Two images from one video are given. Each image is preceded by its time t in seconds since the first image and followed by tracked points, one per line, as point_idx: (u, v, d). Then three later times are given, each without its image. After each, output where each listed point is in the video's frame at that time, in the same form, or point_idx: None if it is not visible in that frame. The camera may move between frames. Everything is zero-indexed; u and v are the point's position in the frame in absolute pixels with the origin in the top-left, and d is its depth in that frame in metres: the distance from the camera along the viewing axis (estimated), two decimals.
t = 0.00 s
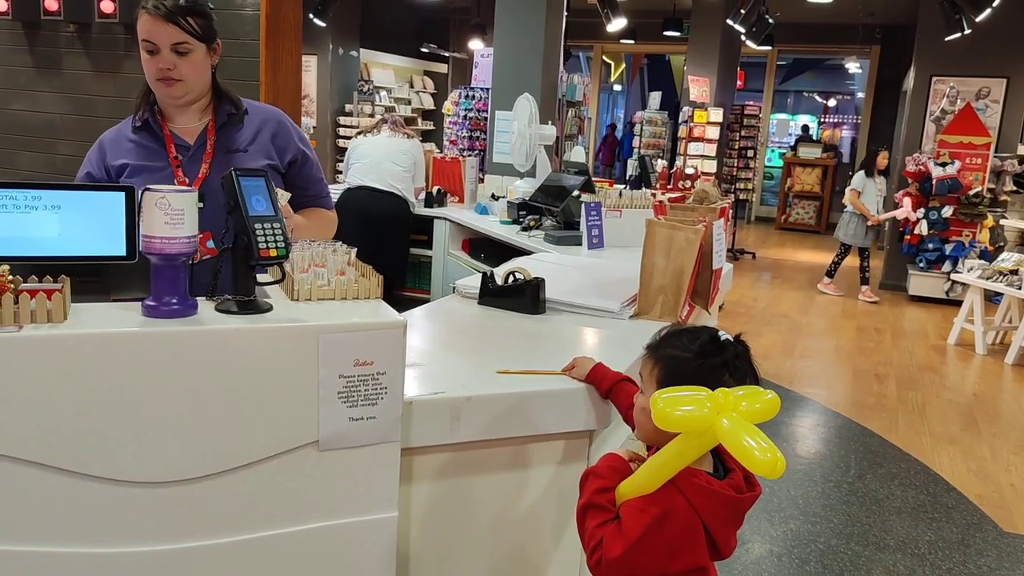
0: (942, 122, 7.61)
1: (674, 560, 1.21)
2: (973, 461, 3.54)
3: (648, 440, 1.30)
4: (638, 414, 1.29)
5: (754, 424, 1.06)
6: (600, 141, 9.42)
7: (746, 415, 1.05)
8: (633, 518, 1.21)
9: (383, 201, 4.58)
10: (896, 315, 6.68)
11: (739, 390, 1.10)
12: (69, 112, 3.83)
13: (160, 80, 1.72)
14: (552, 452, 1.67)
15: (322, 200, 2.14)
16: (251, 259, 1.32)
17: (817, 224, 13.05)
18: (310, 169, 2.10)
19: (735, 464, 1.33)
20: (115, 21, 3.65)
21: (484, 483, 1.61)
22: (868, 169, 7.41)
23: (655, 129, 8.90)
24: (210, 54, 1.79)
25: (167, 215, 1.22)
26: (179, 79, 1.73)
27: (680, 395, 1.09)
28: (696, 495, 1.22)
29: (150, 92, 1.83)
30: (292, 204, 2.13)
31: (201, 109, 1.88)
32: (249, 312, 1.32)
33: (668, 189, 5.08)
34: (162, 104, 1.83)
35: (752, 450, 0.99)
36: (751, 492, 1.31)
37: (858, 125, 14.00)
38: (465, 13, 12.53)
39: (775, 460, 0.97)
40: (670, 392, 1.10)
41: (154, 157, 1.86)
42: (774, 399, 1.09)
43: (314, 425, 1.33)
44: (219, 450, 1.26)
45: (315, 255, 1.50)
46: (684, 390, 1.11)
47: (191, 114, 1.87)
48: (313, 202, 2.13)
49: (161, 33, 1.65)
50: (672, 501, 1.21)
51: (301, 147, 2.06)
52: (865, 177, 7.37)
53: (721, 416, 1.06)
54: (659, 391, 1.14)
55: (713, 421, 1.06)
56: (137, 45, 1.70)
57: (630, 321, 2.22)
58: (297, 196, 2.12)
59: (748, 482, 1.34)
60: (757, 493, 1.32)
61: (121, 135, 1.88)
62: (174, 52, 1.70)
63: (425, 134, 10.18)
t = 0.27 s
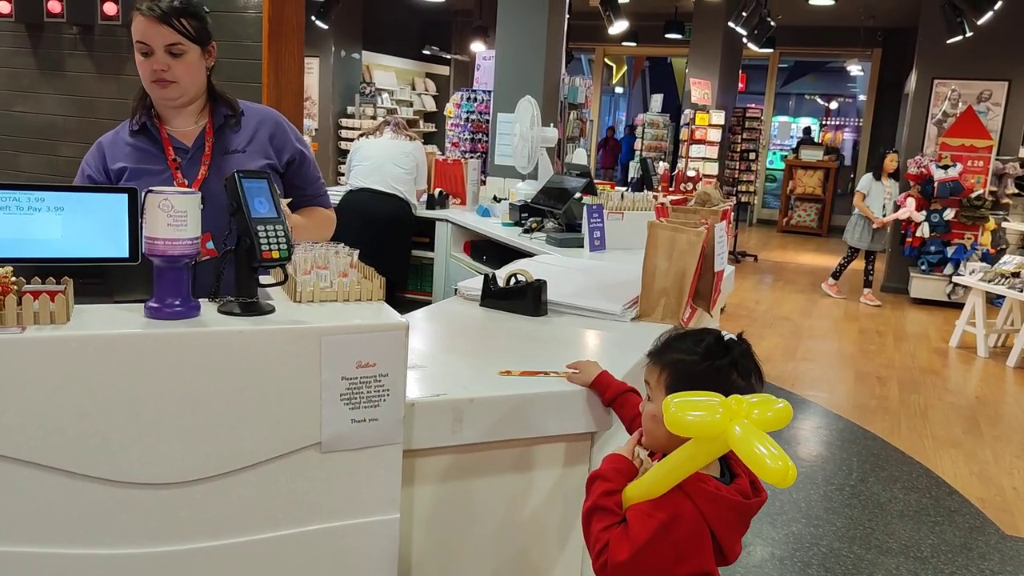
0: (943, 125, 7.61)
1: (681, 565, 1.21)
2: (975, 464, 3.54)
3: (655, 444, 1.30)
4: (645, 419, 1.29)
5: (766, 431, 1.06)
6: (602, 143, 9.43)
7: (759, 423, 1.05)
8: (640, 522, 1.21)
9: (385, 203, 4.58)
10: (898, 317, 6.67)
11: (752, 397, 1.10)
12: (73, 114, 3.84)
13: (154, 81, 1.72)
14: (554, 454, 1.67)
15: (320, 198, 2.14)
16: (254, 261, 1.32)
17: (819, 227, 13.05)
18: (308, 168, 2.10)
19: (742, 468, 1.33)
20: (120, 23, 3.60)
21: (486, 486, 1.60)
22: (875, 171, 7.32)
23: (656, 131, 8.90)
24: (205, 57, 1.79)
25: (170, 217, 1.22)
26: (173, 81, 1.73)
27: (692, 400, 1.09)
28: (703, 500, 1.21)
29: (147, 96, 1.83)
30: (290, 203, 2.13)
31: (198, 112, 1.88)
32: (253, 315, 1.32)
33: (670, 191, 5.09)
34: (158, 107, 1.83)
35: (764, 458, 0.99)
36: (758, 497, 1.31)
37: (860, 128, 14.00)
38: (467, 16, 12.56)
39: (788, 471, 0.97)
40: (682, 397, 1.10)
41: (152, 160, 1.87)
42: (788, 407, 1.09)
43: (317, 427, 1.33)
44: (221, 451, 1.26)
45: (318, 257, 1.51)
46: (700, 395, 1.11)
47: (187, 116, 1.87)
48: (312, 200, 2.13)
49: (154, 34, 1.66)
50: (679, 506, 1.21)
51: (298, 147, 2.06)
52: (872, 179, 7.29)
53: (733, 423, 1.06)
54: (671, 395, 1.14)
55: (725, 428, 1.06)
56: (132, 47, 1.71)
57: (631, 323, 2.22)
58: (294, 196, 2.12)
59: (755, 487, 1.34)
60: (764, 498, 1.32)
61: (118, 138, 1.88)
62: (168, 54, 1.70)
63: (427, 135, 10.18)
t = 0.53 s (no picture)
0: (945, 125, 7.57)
1: (687, 566, 1.21)
2: (977, 465, 3.53)
3: (660, 445, 1.30)
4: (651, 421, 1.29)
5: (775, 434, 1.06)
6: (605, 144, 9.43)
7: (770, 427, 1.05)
8: (646, 522, 1.21)
9: (387, 204, 4.58)
10: (900, 319, 6.66)
11: (762, 399, 1.10)
12: (76, 115, 3.85)
13: (161, 87, 1.73)
14: (556, 455, 1.67)
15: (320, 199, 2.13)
16: (256, 262, 1.32)
17: (821, 228, 13.03)
18: (309, 171, 2.10)
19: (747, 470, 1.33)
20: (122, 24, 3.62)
21: (488, 487, 1.60)
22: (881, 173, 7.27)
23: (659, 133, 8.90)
24: (209, 62, 1.80)
25: (172, 217, 1.22)
26: (180, 86, 1.74)
27: (701, 400, 1.09)
28: (708, 501, 1.21)
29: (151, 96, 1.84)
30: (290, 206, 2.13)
31: (201, 115, 1.89)
32: (255, 315, 1.32)
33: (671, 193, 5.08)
34: (161, 109, 1.84)
35: (774, 460, 0.98)
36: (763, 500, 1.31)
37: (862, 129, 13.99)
38: (469, 18, 12.57)
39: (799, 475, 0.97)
40: (692, 397, 1.10)
41: (156, 158, 1.87)
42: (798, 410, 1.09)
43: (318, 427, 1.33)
44: (222, 452, 1.26)
45: (319, 258, 1.52)
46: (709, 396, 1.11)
47: (190, 119, 1.88)
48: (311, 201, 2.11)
49: (161, 40, 1.66)
50: (684, 506, 1.21)
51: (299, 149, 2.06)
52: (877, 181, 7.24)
53: (742, 424, 1.05)
54: (680, 395, 1.14)
55: (734, 429, 1.06)
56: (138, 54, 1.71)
57: (633, 324, 2.22)
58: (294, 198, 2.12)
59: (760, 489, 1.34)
60: (768, 500, 1.32)
61: (121, 138, 1.88)
62: (175, 60, 1.70)
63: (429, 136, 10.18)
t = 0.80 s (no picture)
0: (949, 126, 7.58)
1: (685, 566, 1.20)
2: (980, 467, 3.53)
3: (662, 445, 1.29)
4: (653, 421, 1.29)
5: (773, 436, 1.06)
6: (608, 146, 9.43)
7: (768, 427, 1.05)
8: (644, 519, 1.21)
9: (390, 206, 4.58)
10: (904, 320, 6.65)
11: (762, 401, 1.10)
12: (80, 117, 3.86)
13: (174, 88, 1.73)
14: (559, 457, 1.67)
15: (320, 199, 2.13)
16: (260, 264, 1.33)
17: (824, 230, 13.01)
18: (308, 173, 2.09)
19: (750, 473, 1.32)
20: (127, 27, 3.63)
21: (491, 489, 1.60)
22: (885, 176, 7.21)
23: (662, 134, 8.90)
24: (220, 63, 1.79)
25: (176, 220, 1.22)
26: (193, 88, 1.74)
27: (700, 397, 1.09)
28: (707, 501, 1.21)
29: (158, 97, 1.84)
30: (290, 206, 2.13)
31: (207, 114, 1.89)
32: (258, 317, 1.32)
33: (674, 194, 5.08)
34: (168, 109, 1.84)
35: (765, 458, 0.99)
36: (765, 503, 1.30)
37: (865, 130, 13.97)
38: (472, 19, 12.59)
39: (791, 474, 0.97)
40: (692, 395, 1.10)
41: (160, 161, 1.87)
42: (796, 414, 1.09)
43: (322, 429, 1.33)
44: (225, 453, 1.26)
45: (323, 260, 1.53)
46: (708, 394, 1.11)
47: (195, 119, 1.88)
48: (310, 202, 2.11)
49: (175, 43, 1.66)
50: (683, 505, 1.21)
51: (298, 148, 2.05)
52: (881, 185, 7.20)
53: (738, 423, 1.05)
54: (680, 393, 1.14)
55: (731, 427, 1.06)
56: (150, 55, 1.70)
57: (636, 326, 2.22)
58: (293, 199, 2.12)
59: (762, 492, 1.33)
60: (770, 504, 1.31)
61: (127, 137, 1.88)
62: (188, 62, 1.70)
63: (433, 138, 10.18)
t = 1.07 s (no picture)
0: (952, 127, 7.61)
1: (684, 567, 1.20)
2: (984, 467, 3.52)
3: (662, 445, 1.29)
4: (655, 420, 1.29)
5: (767, 426, 1.08)
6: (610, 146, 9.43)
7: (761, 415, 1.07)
8: (643, 520, 1.21)
9: (393, 207, 4.58)
10: (906, 321, 6.65)
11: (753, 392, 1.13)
12: (83, 119, 3.87)
13: (171, 92, 1.73)
14: (562, 458, 1.66)
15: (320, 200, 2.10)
16: (263, 265, 1.33)
17: (827, 230, 12.99)
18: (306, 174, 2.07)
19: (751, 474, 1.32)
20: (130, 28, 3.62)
21: (493, 489, 1.60)
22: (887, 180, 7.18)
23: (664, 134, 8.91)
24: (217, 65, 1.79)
25: (179, 221, 1.23)
26: (189, 92, 1.74)
27: (693, 388, 1.11)
28: (707, 501, 1.21)
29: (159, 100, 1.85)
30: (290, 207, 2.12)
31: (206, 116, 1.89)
32: (262, 318, 1.32)
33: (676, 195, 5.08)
34: (169, 112, 1.85)
35: (760, 445, 1.02)
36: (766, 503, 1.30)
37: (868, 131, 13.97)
38: (474, 20, 12.59)
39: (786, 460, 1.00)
40: (685, 386, 1.12)
41: (160, 165, 1.89)
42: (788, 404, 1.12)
43: (325, 430, 1.33)
44: (228, 455, 1.26)
45: (326, 261, 1.52)
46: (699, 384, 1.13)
47: (195, 122, 1.89)
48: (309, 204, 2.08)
49: (170, 49, 1.65)
50: (682, 506, 1.21)
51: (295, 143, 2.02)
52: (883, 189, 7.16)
53: (733, 412, 1.08)
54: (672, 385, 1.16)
55: (725, 416, 1.08)
56: (147, 61, 1.70)
57: (639, 326, 2.22)
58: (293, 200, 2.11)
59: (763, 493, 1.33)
60: (771, 504, 1.31)
61: (130, 139, 1.90)
62: (184, 67, 1.70)
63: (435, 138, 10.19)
